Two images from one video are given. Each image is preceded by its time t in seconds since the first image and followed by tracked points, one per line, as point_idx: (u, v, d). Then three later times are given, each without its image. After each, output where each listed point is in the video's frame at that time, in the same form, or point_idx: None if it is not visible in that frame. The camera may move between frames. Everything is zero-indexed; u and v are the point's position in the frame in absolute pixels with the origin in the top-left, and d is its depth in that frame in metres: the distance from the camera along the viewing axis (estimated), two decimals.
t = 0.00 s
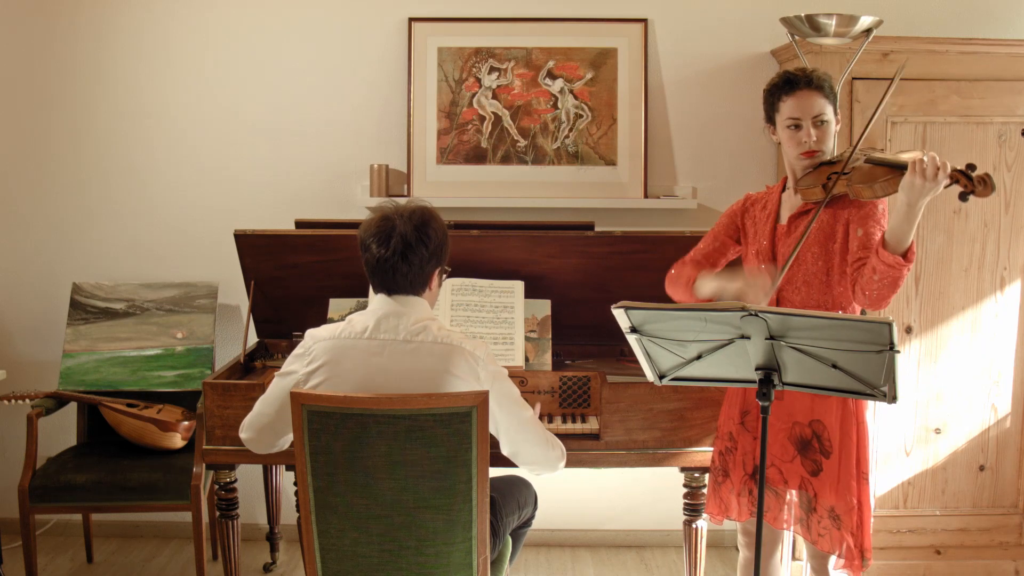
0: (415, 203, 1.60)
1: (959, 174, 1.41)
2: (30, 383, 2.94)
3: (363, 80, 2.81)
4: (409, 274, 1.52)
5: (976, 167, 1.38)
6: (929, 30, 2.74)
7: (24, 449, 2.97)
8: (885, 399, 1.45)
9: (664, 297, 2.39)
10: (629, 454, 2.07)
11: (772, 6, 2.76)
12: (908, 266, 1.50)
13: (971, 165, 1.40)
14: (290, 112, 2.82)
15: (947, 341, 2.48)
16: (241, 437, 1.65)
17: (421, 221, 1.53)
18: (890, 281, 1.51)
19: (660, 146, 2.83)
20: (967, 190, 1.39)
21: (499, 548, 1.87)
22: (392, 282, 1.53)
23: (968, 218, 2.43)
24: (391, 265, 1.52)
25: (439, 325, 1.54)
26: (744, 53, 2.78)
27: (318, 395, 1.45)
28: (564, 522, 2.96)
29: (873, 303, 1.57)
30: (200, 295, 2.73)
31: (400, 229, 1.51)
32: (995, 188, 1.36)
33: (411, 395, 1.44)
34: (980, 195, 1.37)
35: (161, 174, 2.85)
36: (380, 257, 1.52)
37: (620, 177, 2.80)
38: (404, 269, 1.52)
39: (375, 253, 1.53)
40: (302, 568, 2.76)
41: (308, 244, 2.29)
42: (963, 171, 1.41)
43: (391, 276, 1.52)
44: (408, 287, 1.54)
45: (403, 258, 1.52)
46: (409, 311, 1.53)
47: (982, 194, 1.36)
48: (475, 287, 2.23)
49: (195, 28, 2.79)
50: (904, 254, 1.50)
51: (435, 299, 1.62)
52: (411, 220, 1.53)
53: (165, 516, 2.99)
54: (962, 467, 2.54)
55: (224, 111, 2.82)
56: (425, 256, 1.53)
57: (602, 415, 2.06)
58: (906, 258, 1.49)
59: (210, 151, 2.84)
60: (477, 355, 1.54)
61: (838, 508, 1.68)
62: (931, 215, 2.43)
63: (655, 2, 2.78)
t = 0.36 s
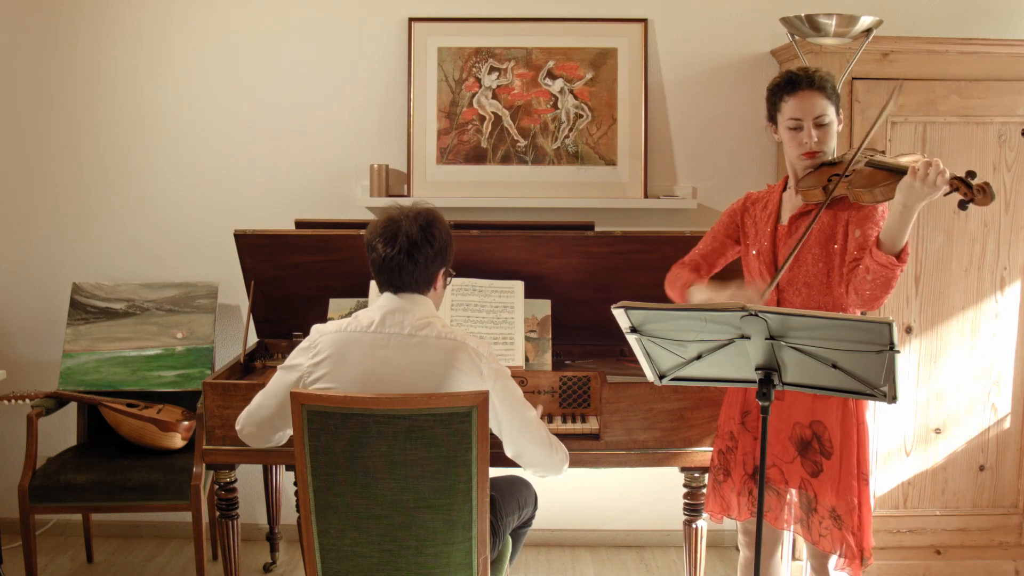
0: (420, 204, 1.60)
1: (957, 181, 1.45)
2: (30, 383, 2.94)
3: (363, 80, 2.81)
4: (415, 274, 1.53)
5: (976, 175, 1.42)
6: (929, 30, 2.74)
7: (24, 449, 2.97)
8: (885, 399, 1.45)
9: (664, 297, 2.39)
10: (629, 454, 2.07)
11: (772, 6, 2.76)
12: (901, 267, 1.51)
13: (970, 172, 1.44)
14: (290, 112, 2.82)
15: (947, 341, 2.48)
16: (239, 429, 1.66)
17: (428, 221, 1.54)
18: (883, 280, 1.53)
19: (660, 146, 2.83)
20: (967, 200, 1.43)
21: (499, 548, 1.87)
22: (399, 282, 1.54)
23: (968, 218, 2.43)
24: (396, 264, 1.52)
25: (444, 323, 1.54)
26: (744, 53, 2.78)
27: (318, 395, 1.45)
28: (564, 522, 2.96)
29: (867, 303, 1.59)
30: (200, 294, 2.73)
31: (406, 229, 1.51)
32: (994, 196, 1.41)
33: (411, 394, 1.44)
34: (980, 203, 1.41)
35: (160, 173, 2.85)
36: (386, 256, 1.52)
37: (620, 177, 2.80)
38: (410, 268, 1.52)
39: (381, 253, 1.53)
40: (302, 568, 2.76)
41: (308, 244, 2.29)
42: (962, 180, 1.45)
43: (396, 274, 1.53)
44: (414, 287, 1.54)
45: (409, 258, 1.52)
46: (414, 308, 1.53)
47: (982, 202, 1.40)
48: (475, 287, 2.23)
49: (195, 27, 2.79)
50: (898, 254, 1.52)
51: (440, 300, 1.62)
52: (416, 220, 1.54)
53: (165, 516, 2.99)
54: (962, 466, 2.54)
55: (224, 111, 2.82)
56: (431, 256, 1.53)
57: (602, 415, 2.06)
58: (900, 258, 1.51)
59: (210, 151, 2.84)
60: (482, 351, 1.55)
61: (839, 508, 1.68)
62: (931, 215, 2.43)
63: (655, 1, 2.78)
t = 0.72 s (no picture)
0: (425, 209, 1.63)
1: (956, 187, 1.45)
2: (30, 383, 2.93)
3: (363, 80, 2.81)
4: (423, 273, 1.55)
5: (975, 180, 1.42)
6: (929, 30, 2.74)
7: (24, 449, 2.97)
8: (885, 399, 1.45)
9: (664, 297, 2.39)
10: (629, 454, 2.07)
11: (772, 6, 2.76)
12: (899, 269, 1.51)
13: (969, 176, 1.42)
14: (290, 112, 2.82)
15: (946, 340, 2.48)
16: (246, 432, 1.67)
17: (437, 223, 1.57)
18: (882, 284, 1.52)
19: (660, 146, 2.83)
20: (967, 205, 1.43)
21: (499, 548, 1.87)
22: (406, 282, 1.55)
23: (968, 218, 2.43)
24: (405, 263, 1.54)
25: (445, 323, 1.54)
26: (744, 53, 2.78)
27: (318, 395, 1.45)
28: (564, 521, 2.96)
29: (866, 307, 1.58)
30: (200, 295, 2.73)
31: (415, 229, 1.54)
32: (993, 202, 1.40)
33: (412, 394, 1.44)
34: (981, 208, 1.41)
35: (160, 173, 2.85)
36: (394, 256, 1.54)
37: (620, 177, 2.80)
38: (418, 267, 1.54)
39: (389, 252, 1.55)
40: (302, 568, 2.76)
41: (308, 244, 2.29)
42: (961, 185, 1.45)
43: (404, 274, 1.54)
44: (421, 287, 1.56)
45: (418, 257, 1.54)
46: (416, 307, 1.53)
47: (982, 208, 1.40)
48: (475, 287, 2.23)
49: (195, 27, 2.79)
50: (896, 258, 1.52)
51: (442, 304, 1.63)
52: (425, 221, 1.56)
53: (165, 516, 2.99)
54: (962, 466, 2.54)
55: (224, 111, 2.82)
56: (438, 256, 1.56)
57: (602, 415, 2.06)
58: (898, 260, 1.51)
59: (210, 151, 2.84)
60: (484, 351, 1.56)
61: (838, 509, 1.68)
62: (931, 215, 2.43)
63: (654, 2, 2.78)
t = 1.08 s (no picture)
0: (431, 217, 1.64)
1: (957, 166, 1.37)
2: (30, 383, 2.93)
3: (363, 80, 2.81)
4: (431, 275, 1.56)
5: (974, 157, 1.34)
6: (929, 30, 2.74)
7: (24, 450, 2.97)
8: (885, 399, 1.45)
9: (664, 297, 2.39)
10: (629, 454, 2.07)
11: (772, 6, 2.76)
12: (899, 259, 1.50)
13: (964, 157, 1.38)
14: (290, 112, 2.82)
15: (946, 340, 2.48)
16: (262, 440, 1.67)
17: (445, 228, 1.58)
18: (882, 274, 1.51)
19: (660, 146, 2.83)
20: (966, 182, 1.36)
21: (499, 548, 1.87)
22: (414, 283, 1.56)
23: (968, 218, 2.43)
24: (414, 266, 1.55)
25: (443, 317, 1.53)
26: (744, 54, 2.77)
27: (318, 395, 1.45)
28: (564, 521, 2.96)
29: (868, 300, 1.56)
30: (200, 294, 2.73)
31: (427, 233, 1.55)
32: (993, 178, 1.34)
33: (413, 394, 1.44)
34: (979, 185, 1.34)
35: (160, 174, 2.85)
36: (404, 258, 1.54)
37: (620, 177, 2.80)
38: (428, 269, 1.55)
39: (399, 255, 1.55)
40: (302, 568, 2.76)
41: (308, 244, 2.29)
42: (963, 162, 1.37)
43: (408, 275, 1.55)
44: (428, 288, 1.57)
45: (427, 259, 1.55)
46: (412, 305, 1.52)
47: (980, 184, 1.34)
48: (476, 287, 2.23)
49: (195, 27, 2.79)
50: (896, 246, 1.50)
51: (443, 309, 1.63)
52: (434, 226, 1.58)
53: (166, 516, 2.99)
54: (962, 466, 2.54)
55: (224, 112, 2.82)
56: (447, 260, 1.57)
57: (602, 415, 2.06)
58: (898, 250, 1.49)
59: (210, 151, 2.84)
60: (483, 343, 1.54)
61: (836, 508, 1.68)
62: (931, 215, 2.43)
63: (654, 2, 2.78)
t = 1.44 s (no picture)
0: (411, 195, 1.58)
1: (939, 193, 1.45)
2: (30, 383, 2.93)
3: (363, 80, 2.81)
4: (402, 265, 1.52)
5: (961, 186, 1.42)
6: (929, 30, 2.74)
7: (24, 450, 2.97)
8: (885, 399, 1.45)
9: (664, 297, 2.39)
10: (629, 454, 2.07)
11: (772, 6, 2.76)
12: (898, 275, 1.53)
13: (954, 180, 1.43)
14: (290, 112, 2.82)
15: (946, 341, 2.48)
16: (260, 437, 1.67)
17: (416, 211, 1.52)
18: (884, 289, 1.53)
19: (660, 146, 2.83)
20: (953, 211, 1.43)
21: (499, 547, 1.88)
22: (387, 275, 1.53)
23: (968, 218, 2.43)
24: (383, 257, 1.51)
25: (436, 319, 1.53)
26: (744, 54, 2.77)
27: (318, 395, 1.45)
28: (564, 521, 2.96)
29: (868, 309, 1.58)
30: (200, 294, 2.73)
31: (392, 221, 1.50)
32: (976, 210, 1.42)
33: (411, 395, 1.44)
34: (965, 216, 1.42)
35: (160, 173, 2.85)
36: (373, 248, 1.52)
37: (620, 177, 2.80)
38: (398, 261, 1.52)
39: (369, 245, 1.52)
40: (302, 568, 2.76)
41: (308, 244, 2.29)
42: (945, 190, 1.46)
43: (383, 268, 1.52)
44: (402, 278, 1.54)
45: (397, 249, 1.51)
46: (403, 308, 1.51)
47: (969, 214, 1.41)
48: (476, 287, 2.23)
49: (195, 27, 2.79)
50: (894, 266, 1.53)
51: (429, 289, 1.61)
52: (404, 211, 1.51)
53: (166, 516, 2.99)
54: (962, 466, 2.54)
55: (224, 111, 2.82)
56: (419, 247, 1.52)
57: (602, 415, 2.06)
58: (895, 269, 1.52)
59: (210, 151, 2.84)
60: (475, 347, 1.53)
61: (839, 507, 1.69)
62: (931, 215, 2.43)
63: (654, 2, 2.78)
